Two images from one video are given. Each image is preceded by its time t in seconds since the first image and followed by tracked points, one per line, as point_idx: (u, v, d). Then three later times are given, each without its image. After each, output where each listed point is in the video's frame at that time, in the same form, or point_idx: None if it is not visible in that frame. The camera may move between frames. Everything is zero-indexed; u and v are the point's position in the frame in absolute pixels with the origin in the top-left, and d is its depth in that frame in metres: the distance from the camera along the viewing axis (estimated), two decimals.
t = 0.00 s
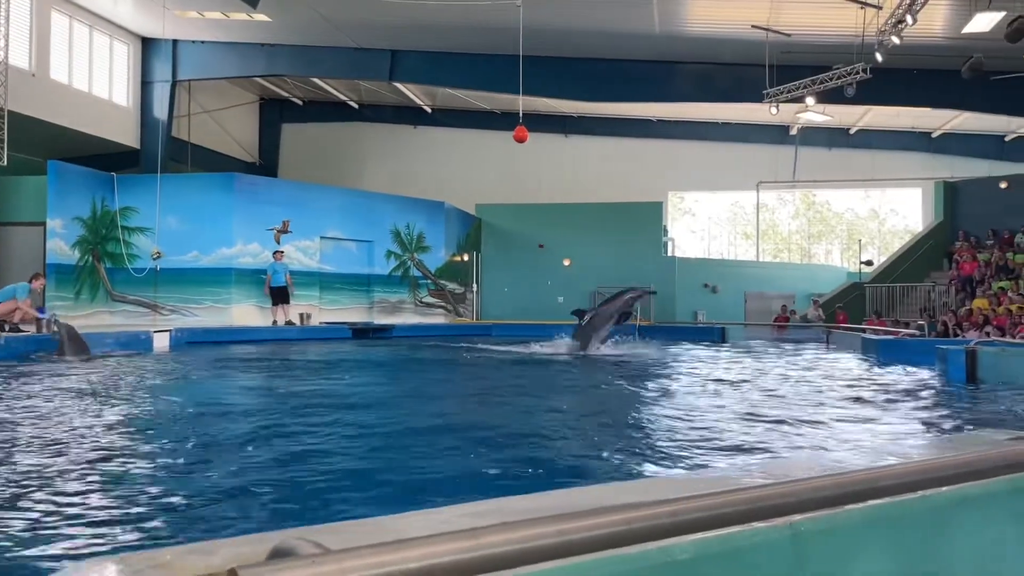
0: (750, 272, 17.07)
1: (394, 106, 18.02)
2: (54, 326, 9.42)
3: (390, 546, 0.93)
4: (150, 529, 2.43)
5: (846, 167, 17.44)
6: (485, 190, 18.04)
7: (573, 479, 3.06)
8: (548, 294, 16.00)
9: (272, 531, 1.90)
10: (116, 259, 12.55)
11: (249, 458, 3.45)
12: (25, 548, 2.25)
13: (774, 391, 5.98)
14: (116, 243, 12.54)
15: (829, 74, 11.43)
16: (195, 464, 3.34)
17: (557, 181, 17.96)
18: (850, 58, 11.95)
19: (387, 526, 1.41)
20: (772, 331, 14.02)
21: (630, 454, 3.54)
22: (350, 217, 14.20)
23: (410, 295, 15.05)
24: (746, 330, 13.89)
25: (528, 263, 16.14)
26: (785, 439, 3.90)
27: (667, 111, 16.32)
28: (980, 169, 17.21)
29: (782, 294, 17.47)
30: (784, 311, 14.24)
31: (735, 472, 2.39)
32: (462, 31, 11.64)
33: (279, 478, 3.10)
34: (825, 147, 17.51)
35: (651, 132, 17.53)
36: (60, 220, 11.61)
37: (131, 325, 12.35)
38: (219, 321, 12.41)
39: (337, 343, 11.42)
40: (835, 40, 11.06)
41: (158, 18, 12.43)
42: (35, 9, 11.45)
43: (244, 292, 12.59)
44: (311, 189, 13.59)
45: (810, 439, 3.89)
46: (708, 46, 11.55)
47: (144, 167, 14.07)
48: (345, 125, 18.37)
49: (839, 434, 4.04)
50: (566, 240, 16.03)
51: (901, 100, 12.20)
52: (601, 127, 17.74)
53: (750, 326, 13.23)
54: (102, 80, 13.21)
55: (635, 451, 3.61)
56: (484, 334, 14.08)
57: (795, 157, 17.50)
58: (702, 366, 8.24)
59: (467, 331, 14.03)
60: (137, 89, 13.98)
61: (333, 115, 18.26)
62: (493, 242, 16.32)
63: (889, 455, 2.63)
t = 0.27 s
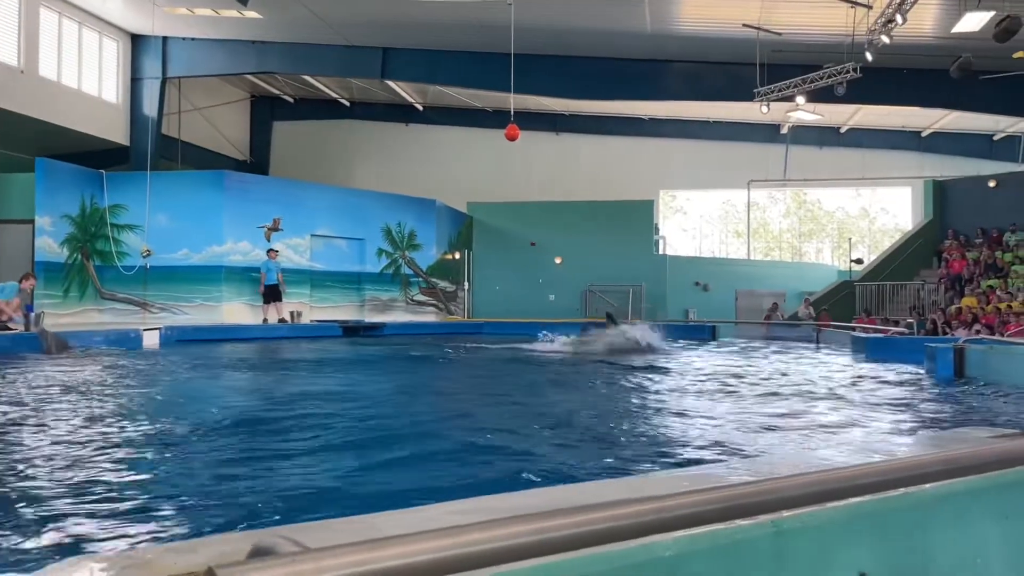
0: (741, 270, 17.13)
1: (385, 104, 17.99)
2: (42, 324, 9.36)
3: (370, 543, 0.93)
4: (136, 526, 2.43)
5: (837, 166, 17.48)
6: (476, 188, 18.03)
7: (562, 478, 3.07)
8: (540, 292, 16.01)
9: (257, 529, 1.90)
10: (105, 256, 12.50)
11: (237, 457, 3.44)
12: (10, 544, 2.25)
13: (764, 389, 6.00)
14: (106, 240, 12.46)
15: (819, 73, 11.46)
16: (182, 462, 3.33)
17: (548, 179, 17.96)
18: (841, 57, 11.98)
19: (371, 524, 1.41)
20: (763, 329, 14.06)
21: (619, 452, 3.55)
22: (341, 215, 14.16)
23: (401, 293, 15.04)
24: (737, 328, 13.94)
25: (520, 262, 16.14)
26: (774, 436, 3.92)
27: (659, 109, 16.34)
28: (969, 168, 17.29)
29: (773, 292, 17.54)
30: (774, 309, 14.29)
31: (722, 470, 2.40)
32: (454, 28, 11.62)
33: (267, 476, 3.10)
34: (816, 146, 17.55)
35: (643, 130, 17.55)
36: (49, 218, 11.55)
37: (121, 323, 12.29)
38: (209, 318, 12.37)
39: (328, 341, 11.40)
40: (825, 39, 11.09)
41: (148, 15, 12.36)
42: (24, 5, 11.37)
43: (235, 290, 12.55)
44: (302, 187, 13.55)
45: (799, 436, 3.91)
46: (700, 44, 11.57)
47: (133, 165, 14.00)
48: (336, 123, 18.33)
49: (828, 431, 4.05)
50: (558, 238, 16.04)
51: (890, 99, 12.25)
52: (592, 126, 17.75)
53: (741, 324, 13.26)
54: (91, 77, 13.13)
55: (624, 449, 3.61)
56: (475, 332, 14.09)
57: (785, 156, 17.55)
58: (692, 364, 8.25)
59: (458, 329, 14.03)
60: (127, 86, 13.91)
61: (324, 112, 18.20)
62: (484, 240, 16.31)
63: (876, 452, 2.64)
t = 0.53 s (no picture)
0: (734, 268, 17.17)
1: (379, 102, 17.95)
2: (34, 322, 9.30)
3: (359, 540, 0.93)
4: (127, 524, 2.42)
5: (831, 164, 17.53)
6: (471, 186, 18.02)
7: (555, 476, 3.07)
8: (534, 291, 16.01)
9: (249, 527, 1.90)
10: (98, 255, 12.46)
11: (229, 455, 3.43)
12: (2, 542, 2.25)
13: (757, 387, 6.01)
14: (98, 239, 12.46)
15: (813, 72, 11.47)
16: (173, 460, 3.32)
17: (543, 177, 17.96)
18: (834, 56, 12.00)
19: (362, 522, 1.41)
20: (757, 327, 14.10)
21: (613, 450, 3.55)
22: (335, 213, 14.14)
23: (396, 292, 15.02)
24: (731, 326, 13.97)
25: (514, 260, 16.15)
26: (767, 434, 3.93)
27: (653, 108, 16.35)
28: (963, 167, 17.33)
29: (767, 291, 17.60)
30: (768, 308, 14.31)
31: (713, 467, 2.40)
32: (448, 26, 11.60)
33: (259, 474, 3.08)
34: (810, 144, 17.59)
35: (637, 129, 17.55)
36: (41, 216, 11.51)
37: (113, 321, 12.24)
38: (203, 317, 12.34)
39: (322, 339, 11.38)
40: (819, 38, 11.10)
41: (140, 12, 12.31)
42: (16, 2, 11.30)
43: (228, 289, 12.52)
44: (295, 186, 13.52)
45: (792, 434, 3.92)
46: (694, 43, 11.57)
47: (126, 162, 13.95)
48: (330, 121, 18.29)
49: (821, 429, 4.06)
50: (552, 236, 16.04)
51: (884, 97, 12.26)
52: (587, 124, 17.75)
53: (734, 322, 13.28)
54: (83, 74, 13.06)
55: (618, 447, 3.61)
56: (470, 330, 14.09)
57: (779, 154, 17.59)
58: (686, 362, 8.26)
59: (453, 327, 14.03)
60: (119, 84, 13.86)
61: (318, 110, 18.15)
62: (479, 238, 16.30)
63: (868, 451, 2.64)
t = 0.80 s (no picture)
0: (732, 267, 17.19)
1: (377, 100, 17.94)
2: (30, 321, 9.28)
3: (359, 539, 0.92)
4: (126, 522, 2.42)
5: (829, 163, 17.55)
6: (469, 185, 18.01)
7: (554, 474, 3.07)
8: (532, 290, 16.02)
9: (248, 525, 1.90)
10: (95, 253, 12.44)
11: (228, 454, 3.43)
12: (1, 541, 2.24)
13: (755, 385, 6.02)
14: (95, 237, 12.45)
15: (811, 70, 11.48)
16: (172, 459, 3.32)
17: (541, 176, 17.96)
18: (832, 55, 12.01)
19: (362, 520, 1.41)
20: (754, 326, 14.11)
21: (612, 449, 3.55)
22: (333, 212, 14.13)
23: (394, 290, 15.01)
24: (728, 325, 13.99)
25: (511, 259, 16.14)
26: (765, 432, 3.93)
27: (651, 106, 16.35)
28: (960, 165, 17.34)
29: (764, 289, 17.61)
30: (765, 307, 14.32)
31: (712, 465, 2.40)
32: (446, 25, 11.59)
33: (258, 473, 3.08)
34: (807, 143, 17.60)
35: (635, 127, 17.55)
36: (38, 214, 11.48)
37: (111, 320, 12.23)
38: (200, 315, 12.33)
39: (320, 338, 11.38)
40: (817, 37, 11.11)
41: (138, 10, 12.30)
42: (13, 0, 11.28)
43: (226, 287, 12.50)
44: (293, 184, 13.50)
45: (790, 432, 3.92)
46: (691, 41, 11.57)
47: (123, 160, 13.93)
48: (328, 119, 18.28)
49: (819, 428, 4.06)
50: (550, 235, 16.04)
51: (882, 96, 12.27)
52: (585, 122, 17.75)
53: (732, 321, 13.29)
54: (80, 72, 13.05)
55: (617, 446, 3.61)
56: (468, 329, 14.09)
57: (777, 153, 17.61)
58: (684, 360, 8.27)
59: (451, 326, 14.02)
60: (116, 82, 13.84)
61: (316, 109, 18.13)
62: (476, 237, 16.29)
63: (867, 450, 2.63)
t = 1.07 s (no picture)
0: (734, 265, 17.17)
1: (379, 99, 17.93)
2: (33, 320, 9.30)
3: (366, 538, 0.92)
4: (129, 523, 2.42)
5: (832, 161, 17.54)
6: (471, 184, 18.01)
7: (557, 472, 3.07)
8: (534, 288, 16.01)
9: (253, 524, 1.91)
10: (98, 252, 12.44)
11: (232, 453, 3.42)
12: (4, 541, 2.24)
13: (757, 384, 6.01)
14: (98, 236, 12.45)
15: (813, 68, 11.47)
16: (177, 458, 3.32)
17: (542, 175, 17.96)
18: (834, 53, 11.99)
19: (366, 519, 1.42)
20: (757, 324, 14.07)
21: (615, 447, 3.54)
22: (334, 210, 14.13)
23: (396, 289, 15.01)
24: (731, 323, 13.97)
25: (514, 257, 16.14)
26: (768, 430, 3.93)
27: (653, 105, 16.34)
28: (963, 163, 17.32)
29: (767, 288, 17.59)
30: (768, 305, 14.30)
31: (716, 464, 2.39)
32: (448, 23, 11.58)
33: (262, 471, 3.09)
34: (809, 141, 17.59)
35: (637, 126, 17.54)
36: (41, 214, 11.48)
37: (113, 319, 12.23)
38: (203, 314, 12.34)
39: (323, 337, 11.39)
40: (819, 35, 11.10)
41: (141, 9, 12.31)
42: None
43: (228, 286, 12.50)
44: (295, 183, 13.50)
45: (793, 431, 3.92)
46: (694, 40, 11.56)
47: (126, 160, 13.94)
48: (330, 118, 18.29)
49: (823, 426, 4.05)
50: (552, 233, 16.03)
51: (884, 94, 12.26)
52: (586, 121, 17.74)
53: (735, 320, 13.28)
54: (83, 71, 13.04)
55: (619, 444, 3.61)
56: (470, 328, 14.09)
57: (779, 151, 17.60)
58: (686, 359, 8.26)
59: (453, 324, 14.03)
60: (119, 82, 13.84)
61: (318, 108, 18.14)
62: (478, 236, 16.30)
63: (871, 448, 2.63)
